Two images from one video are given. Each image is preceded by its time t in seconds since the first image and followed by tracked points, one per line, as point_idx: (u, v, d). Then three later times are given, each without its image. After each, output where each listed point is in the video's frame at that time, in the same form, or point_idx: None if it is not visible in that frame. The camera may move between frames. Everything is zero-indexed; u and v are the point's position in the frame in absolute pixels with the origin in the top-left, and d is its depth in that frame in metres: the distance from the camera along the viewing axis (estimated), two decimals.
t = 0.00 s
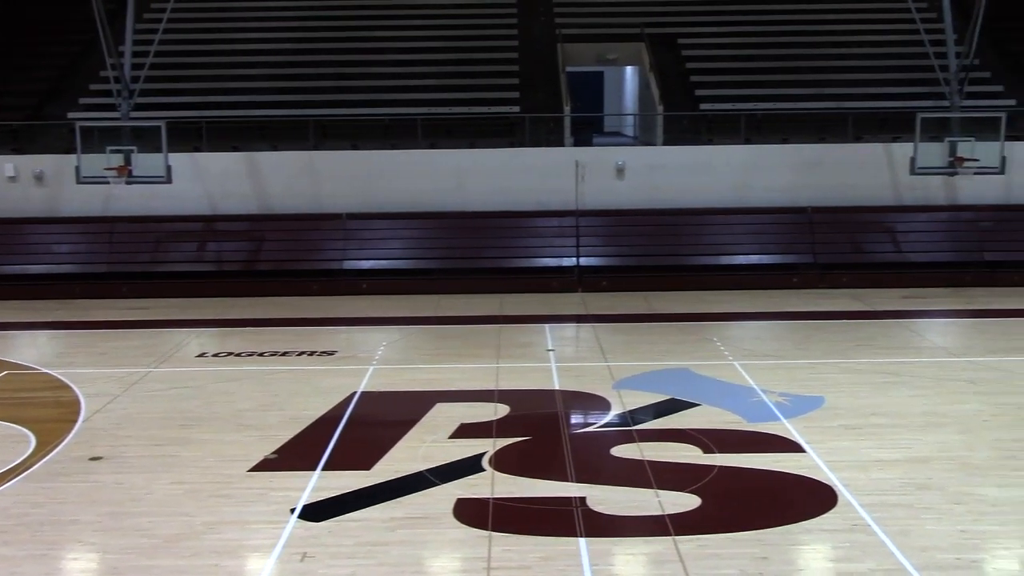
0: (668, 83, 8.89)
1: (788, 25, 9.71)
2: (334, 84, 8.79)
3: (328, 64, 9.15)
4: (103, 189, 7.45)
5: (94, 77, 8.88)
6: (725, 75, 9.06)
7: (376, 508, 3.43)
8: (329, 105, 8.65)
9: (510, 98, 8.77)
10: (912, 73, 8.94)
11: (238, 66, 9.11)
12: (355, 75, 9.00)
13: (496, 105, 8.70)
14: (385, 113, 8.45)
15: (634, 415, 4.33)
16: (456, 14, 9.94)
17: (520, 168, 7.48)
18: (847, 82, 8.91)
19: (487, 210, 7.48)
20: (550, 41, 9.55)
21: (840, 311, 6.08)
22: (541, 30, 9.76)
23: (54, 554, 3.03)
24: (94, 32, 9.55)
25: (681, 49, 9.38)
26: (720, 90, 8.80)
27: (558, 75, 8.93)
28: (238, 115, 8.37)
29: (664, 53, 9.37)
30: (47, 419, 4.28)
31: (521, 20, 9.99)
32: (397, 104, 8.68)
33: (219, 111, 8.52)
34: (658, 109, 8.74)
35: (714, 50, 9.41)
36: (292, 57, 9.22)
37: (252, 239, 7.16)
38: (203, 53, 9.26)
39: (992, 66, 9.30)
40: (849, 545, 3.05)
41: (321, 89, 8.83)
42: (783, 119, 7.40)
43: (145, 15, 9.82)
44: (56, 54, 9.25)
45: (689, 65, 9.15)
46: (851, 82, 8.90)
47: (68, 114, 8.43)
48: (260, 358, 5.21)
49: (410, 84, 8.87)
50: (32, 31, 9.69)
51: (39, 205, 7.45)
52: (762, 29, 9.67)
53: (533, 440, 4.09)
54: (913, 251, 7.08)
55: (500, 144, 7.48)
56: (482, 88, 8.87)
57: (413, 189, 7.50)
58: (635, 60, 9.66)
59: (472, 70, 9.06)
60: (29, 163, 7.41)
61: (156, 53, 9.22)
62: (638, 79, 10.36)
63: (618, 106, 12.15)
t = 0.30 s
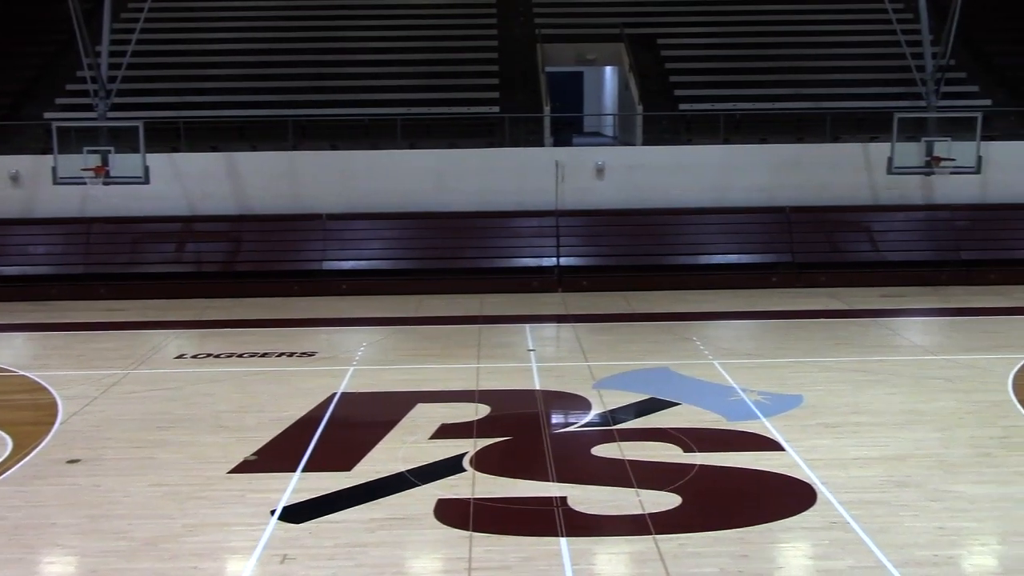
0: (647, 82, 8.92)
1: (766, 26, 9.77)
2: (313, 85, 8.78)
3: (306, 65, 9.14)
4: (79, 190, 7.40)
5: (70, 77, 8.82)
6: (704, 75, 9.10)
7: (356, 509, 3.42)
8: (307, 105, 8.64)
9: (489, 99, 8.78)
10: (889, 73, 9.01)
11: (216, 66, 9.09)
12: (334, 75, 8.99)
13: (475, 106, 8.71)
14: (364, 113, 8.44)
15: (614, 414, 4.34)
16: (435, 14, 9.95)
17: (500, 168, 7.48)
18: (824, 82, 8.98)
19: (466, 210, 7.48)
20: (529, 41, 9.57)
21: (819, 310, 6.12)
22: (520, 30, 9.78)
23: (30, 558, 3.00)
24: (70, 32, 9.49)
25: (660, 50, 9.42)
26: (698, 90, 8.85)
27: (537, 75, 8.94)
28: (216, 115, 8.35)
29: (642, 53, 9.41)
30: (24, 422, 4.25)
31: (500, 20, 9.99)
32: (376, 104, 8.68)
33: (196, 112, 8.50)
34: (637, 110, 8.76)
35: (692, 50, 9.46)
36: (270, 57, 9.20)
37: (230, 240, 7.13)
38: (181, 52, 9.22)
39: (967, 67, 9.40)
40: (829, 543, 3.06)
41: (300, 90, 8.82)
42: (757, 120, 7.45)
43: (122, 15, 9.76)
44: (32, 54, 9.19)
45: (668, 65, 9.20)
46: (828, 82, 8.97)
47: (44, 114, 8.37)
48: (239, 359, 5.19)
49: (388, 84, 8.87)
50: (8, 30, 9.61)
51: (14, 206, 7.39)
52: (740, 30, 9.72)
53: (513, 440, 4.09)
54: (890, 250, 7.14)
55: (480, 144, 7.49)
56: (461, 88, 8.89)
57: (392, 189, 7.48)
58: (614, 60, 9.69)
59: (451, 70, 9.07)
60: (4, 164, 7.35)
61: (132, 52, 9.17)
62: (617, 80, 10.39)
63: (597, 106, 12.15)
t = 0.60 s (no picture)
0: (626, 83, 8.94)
1: (744, 27, 9.83)
2: (291, 86, 8.77)
3: (284, 65, 9.12)
4: (55, 191, 7.34)
5: (46, 77, 8.76)
6: (682, 76, 9.16)
7: (336, 511, 3.41)
8: (285, 106, 8.62)
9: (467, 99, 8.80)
10: (865, 74, 9.09)
11: (193, 66, 9.07)
12: (312, 77, 8.99)
13: (454, 106, 8.73)
14: (342, 113, 8.43)
15: (594, 415, 4.35)
16: (414, 15, 9.97)
17: (480, 169, 7.48)
18: (802, 83, 9.03)
19: (446, 210, 7.48)
20: (509, 41, 9.58)
21: (798, 310, 6.15)
22: (499, 30, 9.80)
23: (5, 563, 2.97)
24: (46, 32, 9.42)
25: (639, 50, 9.45)
26: (677, 91, 8.90)
27: (516, 75, 8.96)
28: (193, 116, 8.34)
29: (621, 53, 9.44)
30: None
31: (479, 19, 10.00)
32: (354, 105, 8.68)
33: (174, 112, 8.48)
34: (615, 111, 8.79)
35: (671, 50, 9.50)
36: (247, 56, 9.17)
37: (208, 241, 7.10)
38: (157, 52, 9.17)
39: (943, 68, 9.48)
40: (807, 541, 3.08)
41: (278, 91, 8.80)
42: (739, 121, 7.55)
43: (98, 15, 9.70)
44: (7, 54, 9.12)
45: (646, 66, 9.24)
46: (805, 83, 9.04)
47: (19, 115, 8.31)
48: (218, 361, 5.17)
49: (367, 85, 8.87)
50: None
51: None
52: (719, 31, 9.78)
53: (493, 440, 4.09)
54: (867, 250, 7.20)
55: (459, 145, 7.48)
56: (440, 89, 8.90)
57: (372, 190, 7.46)
58: (593, 61, 9.72)
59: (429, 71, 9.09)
60: None
61: (109, 53, 9.12)
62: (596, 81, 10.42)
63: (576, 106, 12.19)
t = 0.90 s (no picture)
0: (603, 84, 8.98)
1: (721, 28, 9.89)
2: (267, 86, 8.75)
3: (260, 65, 9.09)
4: (27, 192, 7.27)
5: (18, 78, 8.69)
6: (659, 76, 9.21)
7: (313, 513, 3.39)
8: (261, 107, 8.59)
9: (444, 100, 8.82)
10: (838, 75, 9.18)
11: (169, 66, 9.03)
12: (288, 77, 8.97)
13: (431, 107, 8.73)
14: (318, 113, 8.42)
15: (571, 415, 4.36)
16: (391, 15, 9.97)
17: (457, 169, 7.48)
18: (777, 84, 9.10)
19: (423, 211, 7.48)
20: (486, 41, 9.59)
21: (774, 310, 6.18)
22: (476, 30, 9.81)
23: None
24: (18, 32, 9.34)
25: (615, 51, 9.49)
26: (653, 92, 8.95)
27: (493, 76, 8.98)
28: (168, 116, 8.30)
29: (598, 53, 9.46)
30: None
31: (457, 19, 10.01)
32: (331, 105, 8.67)
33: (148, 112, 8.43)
34: (592, 111, 8.82)
35: (647, 51, 9.54)
36: (222, 56, 9.14)
37: (182, 242, 7.05)
38: (131, 51, 9.12)
39: (915, 69, 9.57)
40: (783, 540, 3.10)
41: (253, 91, 8.78)
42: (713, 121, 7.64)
43: (71, 14, 9.63)
44: None
45: (623, 66, 9.28)
46: (780, 83, 9.10)
47: None
48: (194, 363, 5.14)
49: (344, 85, 8.86)
50: None
51: None
52: (695, 31, 9.83)
53: (470, 441, 4.09)
54: (842, 250, 7.26)
55: (436, 145, 7.48)
56: (417, 90, 8.92)
57: (349, 191, 7.45)
58: (570, 61, 9.74)
59: (406, 71, 9.10)
60: None
61: (82, 53, 9.06)
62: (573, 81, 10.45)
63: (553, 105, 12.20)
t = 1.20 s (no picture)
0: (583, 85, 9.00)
1: (701, 30, 9.94)
2: (245, 87, 8.73)
3: (239, 65, 9.06)
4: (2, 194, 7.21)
5: None
6: (637, 78, 9.24)
7: (293, 515, 3.37)
8: (240, 107, 8.57)
9: (423, 101, 8.82)
10: (815, 77, 9.25)
11: (144, 66, 8.96)
12: (267, 78, 8.95)
13: (411, 108, 8.73)
14: (297, 114, 8.40)
15: (551, 416, 4.36)
16: (369, 15, 9.95)
17: (437, 170, 7.48)
18: (755, 85, 9.15)
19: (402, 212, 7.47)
20: (465, 42, 9.61)
21: (754, 310, 6.20)
22: (455, 31, 9.83)
23: None
24: None
25: (594, 52, 9.52)
26: (633, 93, 8.99)
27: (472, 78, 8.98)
28: (144, 117, 8.25)
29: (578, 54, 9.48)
30: None
31: (436, 20, 10.02)
32: (310, 106, 8.67)
33: (124, 113, 8.38)
34: (571, 113, 8.83)
35: (627, 53, 9.58)
36: (200, 57, 9.11)
37: (160, 243, 7.01)
38: (108, 52, 9.07)
39: (892, 71, 9.65)
40: (762, 539, 3.11)
41: (231, 92, 8.75)
42: (690, 123, 7.68)
43: (47, 15, 9.58)
44: None
45: (602, 68, 9.31)
46: (758, 85, 9.16)
47: None
48: (173, 366, 5.11)
49: (323, 86, 8.85)
50: None
51: None
52: (674, 33, 9.87)
53: (451, 442, 4.08)
54: (820, 251, 7.31)
55: (415, 146, 7.49)
56: (396, 91, 8.93)
57: (328, 192, 7.43)
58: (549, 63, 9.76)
59: (385, 73, 9.11)
60: None
61: (58, 53, 9.01)
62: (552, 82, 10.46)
63: (532, 107, 12.20)
